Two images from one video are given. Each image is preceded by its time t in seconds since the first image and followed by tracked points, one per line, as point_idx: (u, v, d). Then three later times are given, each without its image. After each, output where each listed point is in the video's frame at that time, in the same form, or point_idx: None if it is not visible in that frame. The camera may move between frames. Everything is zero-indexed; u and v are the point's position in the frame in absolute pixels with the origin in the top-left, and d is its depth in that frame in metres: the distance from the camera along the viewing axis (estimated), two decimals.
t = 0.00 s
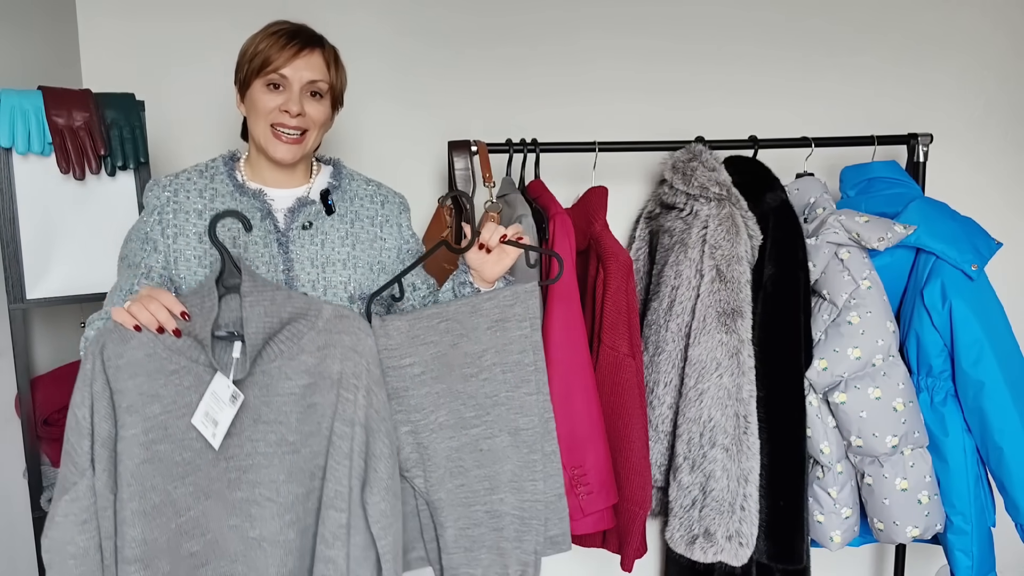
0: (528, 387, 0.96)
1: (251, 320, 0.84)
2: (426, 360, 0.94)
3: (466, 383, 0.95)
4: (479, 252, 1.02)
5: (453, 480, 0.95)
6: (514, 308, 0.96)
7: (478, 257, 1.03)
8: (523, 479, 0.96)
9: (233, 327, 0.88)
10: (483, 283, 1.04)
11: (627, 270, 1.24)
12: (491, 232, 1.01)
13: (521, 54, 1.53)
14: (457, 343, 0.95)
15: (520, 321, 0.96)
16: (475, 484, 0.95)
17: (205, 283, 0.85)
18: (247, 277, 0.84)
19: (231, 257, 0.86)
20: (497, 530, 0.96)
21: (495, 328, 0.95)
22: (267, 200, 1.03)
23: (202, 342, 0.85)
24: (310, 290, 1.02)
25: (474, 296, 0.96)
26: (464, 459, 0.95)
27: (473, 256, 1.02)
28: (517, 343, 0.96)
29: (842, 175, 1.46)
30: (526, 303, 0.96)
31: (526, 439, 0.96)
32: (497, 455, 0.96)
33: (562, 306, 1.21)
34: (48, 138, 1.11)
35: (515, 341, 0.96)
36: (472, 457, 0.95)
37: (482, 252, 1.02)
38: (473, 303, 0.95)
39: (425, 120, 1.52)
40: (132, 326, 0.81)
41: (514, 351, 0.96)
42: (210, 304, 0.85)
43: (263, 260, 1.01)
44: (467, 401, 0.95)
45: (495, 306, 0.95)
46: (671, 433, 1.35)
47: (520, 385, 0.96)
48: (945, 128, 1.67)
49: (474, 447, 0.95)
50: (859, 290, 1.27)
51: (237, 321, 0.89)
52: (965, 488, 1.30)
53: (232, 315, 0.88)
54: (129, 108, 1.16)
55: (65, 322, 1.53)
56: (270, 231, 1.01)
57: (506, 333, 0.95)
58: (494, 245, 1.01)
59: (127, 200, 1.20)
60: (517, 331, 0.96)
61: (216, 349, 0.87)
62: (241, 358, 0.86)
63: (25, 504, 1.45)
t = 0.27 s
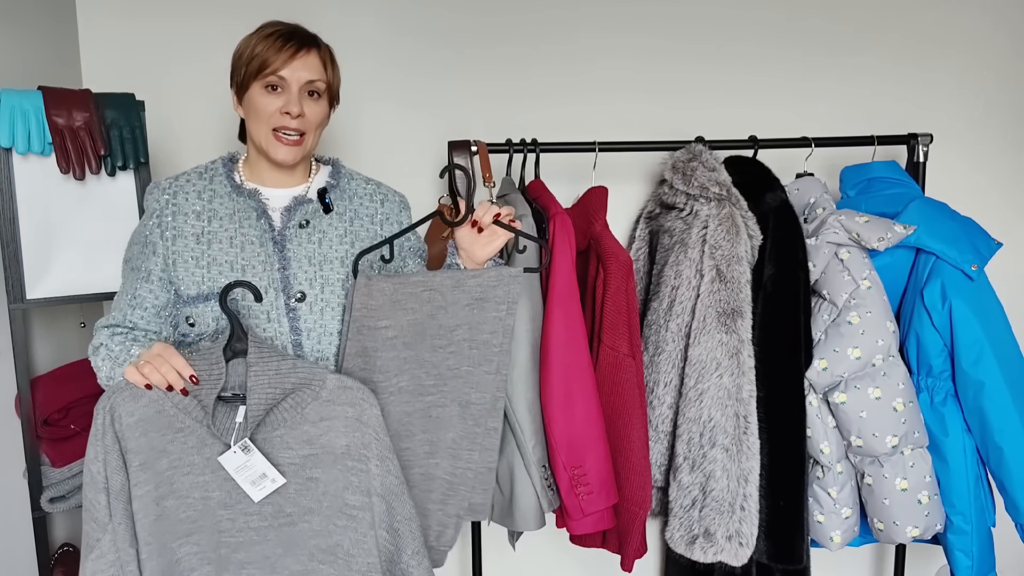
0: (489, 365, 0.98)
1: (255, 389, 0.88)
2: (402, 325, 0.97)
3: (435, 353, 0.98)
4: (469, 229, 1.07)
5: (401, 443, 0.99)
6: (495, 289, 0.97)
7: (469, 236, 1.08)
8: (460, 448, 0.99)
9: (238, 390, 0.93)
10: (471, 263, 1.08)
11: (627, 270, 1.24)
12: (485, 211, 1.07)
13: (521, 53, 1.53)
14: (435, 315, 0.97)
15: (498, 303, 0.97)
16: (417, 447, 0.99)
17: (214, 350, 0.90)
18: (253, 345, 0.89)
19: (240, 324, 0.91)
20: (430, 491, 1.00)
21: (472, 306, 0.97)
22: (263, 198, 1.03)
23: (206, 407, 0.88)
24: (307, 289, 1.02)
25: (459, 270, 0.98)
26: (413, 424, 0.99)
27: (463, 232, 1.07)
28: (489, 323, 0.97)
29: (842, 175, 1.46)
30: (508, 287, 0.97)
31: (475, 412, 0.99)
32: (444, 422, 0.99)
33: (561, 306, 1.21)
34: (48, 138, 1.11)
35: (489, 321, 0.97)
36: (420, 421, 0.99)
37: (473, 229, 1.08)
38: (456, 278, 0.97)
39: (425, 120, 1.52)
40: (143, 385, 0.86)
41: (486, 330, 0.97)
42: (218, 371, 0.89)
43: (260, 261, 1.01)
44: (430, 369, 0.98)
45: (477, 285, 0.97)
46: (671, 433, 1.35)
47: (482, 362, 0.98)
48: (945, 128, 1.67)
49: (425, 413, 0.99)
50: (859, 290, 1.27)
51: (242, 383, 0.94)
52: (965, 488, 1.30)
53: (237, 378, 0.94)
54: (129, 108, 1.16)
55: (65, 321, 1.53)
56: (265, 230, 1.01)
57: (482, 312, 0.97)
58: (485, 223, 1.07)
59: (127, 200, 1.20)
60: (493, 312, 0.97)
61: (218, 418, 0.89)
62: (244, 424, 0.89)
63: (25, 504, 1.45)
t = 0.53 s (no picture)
0: (485, 372, 1.02)
1: (232, 378, 0.88)
2: (395, 338, 0.97)
3: (431, 364, 1.00)
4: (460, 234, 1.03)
5: (405, 461, 1.00)
6: (488, 294, 1.00)
7: (459, 241, 1.03)
8: (462, 459, 1.03)
9: (218, 380, 0.92)
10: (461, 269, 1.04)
11: (628, 270, 1.24)
12: (473, 216, 1.01)
13: (521, 53, 1.53)
14: (427, 324, 0.99)
15: (490, 309, 1.00)
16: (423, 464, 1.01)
17: (189, 339, 0.90)
18: (229, 334, 0.89)
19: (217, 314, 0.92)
20: (435, 507, 1.02)
21: (466, 313, 1.00)
22: (247, 198, 1.03)
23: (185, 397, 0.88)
24: (299, 286, 1.01)
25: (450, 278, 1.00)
26: (416, 440, 1.00)
27: (452, 238, 1.03)
28: (484, 330, 1.00)
29: (842, 175, 1.46)
30: (500, 292, 1.00)
31: (475, 422, 1.02)
32: (446, 435, 1.02)
33: (562, 306, 1.21)
34: (48, 138, 1.11)
35: (483, 328, 1.01)
36: (423, 437, 1.01)
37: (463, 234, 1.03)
38: (448, 285, 0.99)
39: (425, 120, 1.52)
40: (122, 379, 0.87)
41: (480, 337, 1.01)
42: (195, 360, 0.89)
43: (250, 260, 1.00)
44: (429, 382, 1.00)
45: (469, 292, 0.99)
46: (671, 433, 1.35)
47: (478, 370, 1.02)
48: (945, 128, 1.67)
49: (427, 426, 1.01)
50: (859, 290, 1.27)
51: (221, 375, 0.92)
52: (965, 488, 1.30)
53: (214, 370, 0.92)
54: (129, 108, 1.16)
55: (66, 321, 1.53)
56: (252, 229, 1.01)
57: (476, 318, 1.00)
58: (474, 228, 1.02)
59: (127, 200, 1.20)
60: (486, 318, 1.01)
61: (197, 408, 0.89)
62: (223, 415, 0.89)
63: (26, 504, 1.46)
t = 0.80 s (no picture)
0: (501, 376, 0.98)
1: (178, 336, 0.87)
2: (397, 350, 0.96)
3: (439, 373, 0.97)
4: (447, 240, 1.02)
5: (430, 477, 0.97)
6: (486, 296, 0.98)
7: (448, 246, 1.03)
8: (500, 473, 0.98)
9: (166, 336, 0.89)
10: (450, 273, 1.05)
11: (628, 270, 1.24)
12: (460, 219, 1.01)
13: (522, 53, 1.53)
14: (429, 332, 0.97)
15: (491, 310, 0.98)
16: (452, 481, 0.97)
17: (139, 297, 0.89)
18: (178, 288, 0.87)
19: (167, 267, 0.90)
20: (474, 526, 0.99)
21: (467, 318, 0.97)
22: (242, 201, 1.03)
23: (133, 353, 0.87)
24: (296, 288, 1.01)
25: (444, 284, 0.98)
26: (440, 454, 0.97)
27: (441, 244, 1.03)
28: (488, 333, 0.98)
29: (842, 175, 1.46)
30: (497, 292, 0.98)
31: (501, 431, 0.98)
32: (473, 448, 0.98)
33: (562, 306, 1.21)
34: (48, 137, 1.11)
35: (487, 331, 0.97)
36: (447, 450, 0.97)
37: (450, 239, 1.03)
38: (444, 292, 0.97)
39: (424, 120, 1.52)
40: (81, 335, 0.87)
41: (486, 340, 0.98)
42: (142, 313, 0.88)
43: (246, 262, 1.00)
44: (440, 391, 0.97)
45: (466, 295, 0.97)
46: (671, 433, 1.35)
47: (493, 375, 0.98)
48: (945, 128, 1.67)
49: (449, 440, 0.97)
50: (859, 290, 1.27)
51: (169, 331, 0.89)
52: (965, 488, 1.30)
53: (163, 325, 0.89)
54: (129, 108, 1.16)
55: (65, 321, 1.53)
56: (246, 232, 1.01)
57: (477, 322, 0.97)
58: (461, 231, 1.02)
59: (127, 201, 1.20)
60: (489, 320, 0.98)
61: (144, 360, 0.88)
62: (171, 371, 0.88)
63: (26, 504, 1.45)
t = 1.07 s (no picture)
0: (518, 402, 0.97)
1: (149, 314, 0.88)
2: (412, 376, 0.96)
3: (454, 399, 0.97)
4: (463, 259, 1.00)
5: (446, 507, 0.96)
6: (499, 318, 0.97)
7: (461, 264, 1.00)
8: (519, 502, 0.97)
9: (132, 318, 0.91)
10: (462, 291, 1.02)
11: (628, 270, 1.24)
12: (477, 240, 0.98)
13: (522, 53, 1.53)
14: (442, 356, 0.97)
15: (505, 332, 0.97)
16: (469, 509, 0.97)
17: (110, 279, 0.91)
18: (151, 267, 0.90)
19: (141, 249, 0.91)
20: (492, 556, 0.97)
21: (482, 340, 0.96)
22: (231, 203, 1.02)
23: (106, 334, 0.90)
24: (290, 286, 1.01)
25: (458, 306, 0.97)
26: (456, 483, 0.97)
27: (454, 263, 1.00)
28: (503, 355, 0.97)
29: (842, 175, 1.46)
30: (511, 314, 0.97)
31: (518, 458, 0.97)
32: (491, 476, 0.97)
33: (562, 305, 1.21)
34: (48, 138, 1.11)
35: (502, 353, 0.97)
36: (463, 478, 0.97)
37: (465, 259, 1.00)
38: (458, 314, 0.97)
39: (424, 120, 1.52)
40: (60, 319, 0.90)
41: (501, 364, 0.97)
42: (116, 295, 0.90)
43: (239, 264, 1.00)
44: (456, 418, 0.97)
45: (479, 318, 0.97)
46: (671, 433, 1.35)
47: (508, 400, 0.97)
48: (944, 128, 1.67)
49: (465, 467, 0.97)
50: (859, 290, 1.27)
51: (134, 313, 0.91)
52: (965, 488, 1.30)
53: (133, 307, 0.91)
54: (129, 108, 1.16)
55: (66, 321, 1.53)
56: (237, 234, 1.01)
57: (492, 345, 0.97)
58: (478, 252, 0.99)
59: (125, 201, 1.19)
60: (503, 342, 0.97)
61: (116, 340, 0.90)
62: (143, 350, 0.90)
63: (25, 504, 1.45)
